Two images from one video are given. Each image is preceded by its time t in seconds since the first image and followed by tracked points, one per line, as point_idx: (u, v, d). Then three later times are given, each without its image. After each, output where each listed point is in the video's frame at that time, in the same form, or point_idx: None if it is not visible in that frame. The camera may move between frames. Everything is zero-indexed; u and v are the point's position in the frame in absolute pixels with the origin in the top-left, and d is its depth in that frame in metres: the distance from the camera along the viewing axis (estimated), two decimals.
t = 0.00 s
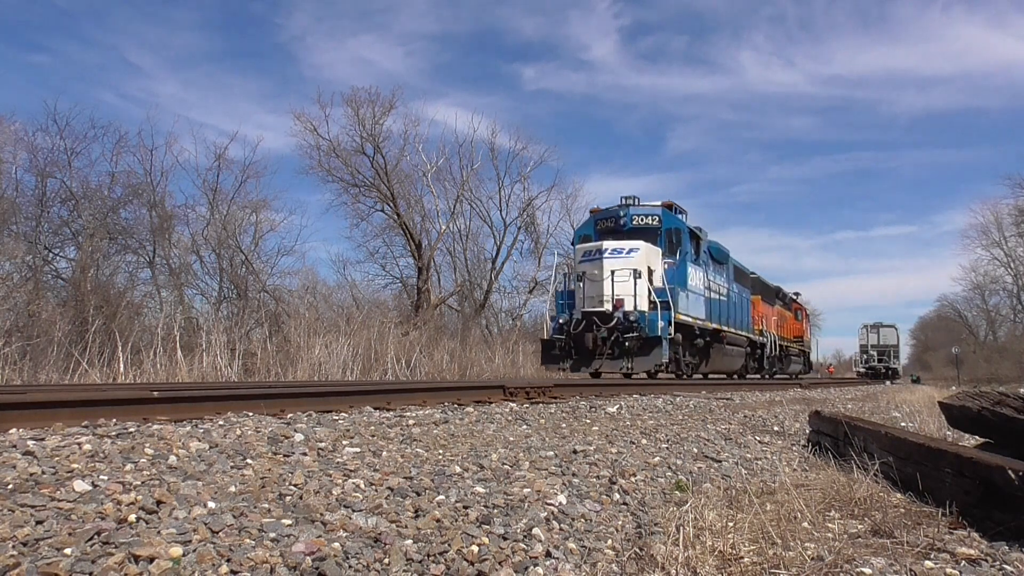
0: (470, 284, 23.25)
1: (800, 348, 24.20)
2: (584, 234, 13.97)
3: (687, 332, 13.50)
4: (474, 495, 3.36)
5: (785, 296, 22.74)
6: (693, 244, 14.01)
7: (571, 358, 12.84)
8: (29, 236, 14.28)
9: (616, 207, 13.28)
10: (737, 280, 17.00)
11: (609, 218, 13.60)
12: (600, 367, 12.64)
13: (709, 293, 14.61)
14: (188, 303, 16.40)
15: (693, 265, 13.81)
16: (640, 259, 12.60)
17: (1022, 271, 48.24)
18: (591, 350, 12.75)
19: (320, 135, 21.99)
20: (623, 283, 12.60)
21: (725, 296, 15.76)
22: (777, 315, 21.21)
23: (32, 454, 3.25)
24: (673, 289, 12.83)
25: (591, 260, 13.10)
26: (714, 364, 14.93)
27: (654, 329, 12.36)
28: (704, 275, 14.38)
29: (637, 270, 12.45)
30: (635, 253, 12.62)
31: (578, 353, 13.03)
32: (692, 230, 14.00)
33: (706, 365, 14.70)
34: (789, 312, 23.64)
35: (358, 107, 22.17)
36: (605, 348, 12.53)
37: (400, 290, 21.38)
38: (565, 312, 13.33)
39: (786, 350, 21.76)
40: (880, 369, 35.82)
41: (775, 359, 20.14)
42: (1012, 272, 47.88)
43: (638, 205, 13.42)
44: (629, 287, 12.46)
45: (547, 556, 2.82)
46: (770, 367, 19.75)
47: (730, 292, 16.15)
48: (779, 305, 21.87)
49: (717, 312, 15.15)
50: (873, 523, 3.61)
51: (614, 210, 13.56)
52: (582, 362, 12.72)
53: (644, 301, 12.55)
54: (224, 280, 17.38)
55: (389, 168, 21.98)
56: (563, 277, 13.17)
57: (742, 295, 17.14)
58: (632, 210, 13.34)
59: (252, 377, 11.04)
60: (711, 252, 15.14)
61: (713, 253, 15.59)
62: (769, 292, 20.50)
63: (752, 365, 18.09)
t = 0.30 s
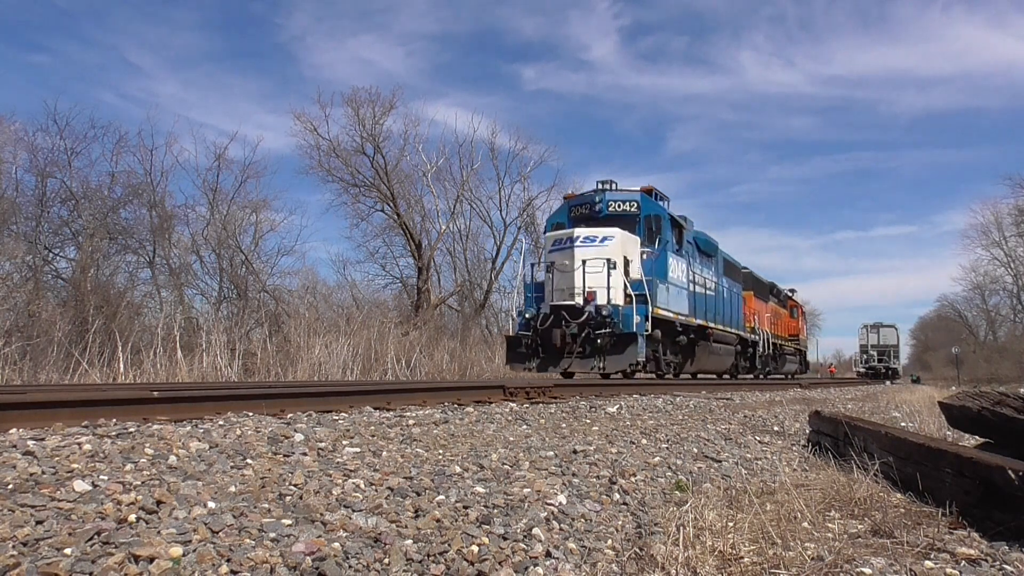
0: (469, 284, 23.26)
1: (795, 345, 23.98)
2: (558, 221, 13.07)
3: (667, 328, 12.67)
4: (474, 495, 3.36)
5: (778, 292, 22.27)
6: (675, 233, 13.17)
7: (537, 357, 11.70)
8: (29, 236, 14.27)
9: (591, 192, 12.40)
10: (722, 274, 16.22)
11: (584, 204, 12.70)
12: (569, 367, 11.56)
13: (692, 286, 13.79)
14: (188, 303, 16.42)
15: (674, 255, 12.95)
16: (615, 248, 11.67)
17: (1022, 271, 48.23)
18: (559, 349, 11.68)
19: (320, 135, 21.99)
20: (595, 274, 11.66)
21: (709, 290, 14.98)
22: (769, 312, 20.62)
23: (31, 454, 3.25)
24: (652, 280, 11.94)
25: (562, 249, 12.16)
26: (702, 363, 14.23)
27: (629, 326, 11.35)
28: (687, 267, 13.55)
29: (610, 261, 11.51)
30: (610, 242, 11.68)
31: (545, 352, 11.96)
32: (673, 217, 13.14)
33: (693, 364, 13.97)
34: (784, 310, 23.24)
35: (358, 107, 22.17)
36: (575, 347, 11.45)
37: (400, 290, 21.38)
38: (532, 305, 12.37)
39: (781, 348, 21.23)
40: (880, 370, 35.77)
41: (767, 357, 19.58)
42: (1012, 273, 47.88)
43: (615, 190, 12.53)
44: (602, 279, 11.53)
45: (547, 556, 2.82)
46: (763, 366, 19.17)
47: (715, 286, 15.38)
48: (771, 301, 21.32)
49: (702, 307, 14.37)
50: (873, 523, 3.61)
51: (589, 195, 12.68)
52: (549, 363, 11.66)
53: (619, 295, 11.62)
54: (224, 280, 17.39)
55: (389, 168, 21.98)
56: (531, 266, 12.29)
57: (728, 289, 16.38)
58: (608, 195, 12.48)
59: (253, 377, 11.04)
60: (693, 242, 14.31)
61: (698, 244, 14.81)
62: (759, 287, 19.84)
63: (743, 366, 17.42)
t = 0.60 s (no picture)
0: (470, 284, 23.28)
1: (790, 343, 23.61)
2: (526, 206, 12.28)
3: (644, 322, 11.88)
4: (474, 495, 3.36)
5: (772, 289, 21.76)
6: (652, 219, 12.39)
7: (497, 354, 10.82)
8: (29, 236, 14.27)
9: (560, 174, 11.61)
10: (710, 266, 15.45)
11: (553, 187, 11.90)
12: (531, 364, 10.76)
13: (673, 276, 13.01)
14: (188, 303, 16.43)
15: (652, 244, 12.14)
16: (583, 235, 10.93)
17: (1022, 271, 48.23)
18: (520, 346, 10.84)
19: (320, 136, 21.99)
20: (561, 262, 10.93)
21: (694, 282, 14.20)
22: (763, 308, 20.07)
23: (32, 454, 3.25)
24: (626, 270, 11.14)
25: (526, 235, 11.43)
26: (685, 361, 13.50)
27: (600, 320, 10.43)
28: (667, 256, 12.74)
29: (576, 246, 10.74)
30: (578, 228, 10.96)
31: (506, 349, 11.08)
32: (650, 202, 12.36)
33: (676, 360, 13.22)
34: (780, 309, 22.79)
35: (358, 107, 22.18)
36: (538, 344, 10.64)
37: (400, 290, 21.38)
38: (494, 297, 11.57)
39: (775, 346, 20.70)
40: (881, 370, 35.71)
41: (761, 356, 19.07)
42: (1012, 272, 47.86)
43: (586, 172, 11.75)
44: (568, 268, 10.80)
45: (548, 556, 2.82)
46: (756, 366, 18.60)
47: (700, 278, 14.62)
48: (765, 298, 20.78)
49: (685, 300, 13.59)
50: (873, 523, 3.61)
51: (558, 178, 11.89)
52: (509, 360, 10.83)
53: (587, 286, 10.86)
54: (224, 280, 17.39)
55: (389, 168, 21.99)
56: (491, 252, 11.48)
57: (716, 281, 15.60)
58: (578, 177, 11.68)
59: (254, 376, 11.05)
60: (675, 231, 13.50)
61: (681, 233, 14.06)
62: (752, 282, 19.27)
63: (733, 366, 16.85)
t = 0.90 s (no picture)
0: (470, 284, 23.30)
1: (785, 342, 23.26)
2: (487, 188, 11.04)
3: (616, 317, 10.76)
4: (474, 495, 3.36)
5: (766, 285, 21.41)
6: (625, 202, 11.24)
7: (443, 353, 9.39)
8: (29, 236, 14.27)
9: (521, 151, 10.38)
10: (692, 257, 14.45)
11: (515, 167, 10.67)
12: (481, 363, 9.34)
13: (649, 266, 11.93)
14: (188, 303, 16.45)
15: (624, 230, 10.99)
16: (543, 219, 9.68)
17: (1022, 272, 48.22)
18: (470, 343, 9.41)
19: (320, 136, 22.00)
20: (517, 249, 9.70)
21: (674, 274, 13.16)
22: (755, 304, 19.57)
23: (31, 454, 3.25)
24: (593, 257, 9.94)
25: (479, 218, 10.15)
26: (666, 359, 12.44)
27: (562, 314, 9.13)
28: (642, 243, 11.62)
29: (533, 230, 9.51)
30: (537, 210, 9.70)
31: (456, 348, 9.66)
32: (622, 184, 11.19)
33: (655, 358, 12.15)
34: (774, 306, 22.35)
35: (358, 107, 22.18)
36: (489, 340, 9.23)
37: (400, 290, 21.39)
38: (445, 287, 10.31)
39: (769, 345, 20.26)
40: (881, 370, 35.65)
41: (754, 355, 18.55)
42: (1012, 273, 47.83)
43: (551, 149, 10.51)
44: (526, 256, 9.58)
45: (547, 556, 2.82)
46: (747, 365, 18.04)
47: (681, 269, 13.59)
48: (758, 294, 20.33)
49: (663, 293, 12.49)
50: (873, 523, 3.61)
51: (520, 156, 10.65)
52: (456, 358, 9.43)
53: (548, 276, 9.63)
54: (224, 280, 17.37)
55: (389, 167, 22.00)
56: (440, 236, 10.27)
57: (699, 273, 14.60)
58: (543, 155, 10.46)
59: (254, 376, 11.07)
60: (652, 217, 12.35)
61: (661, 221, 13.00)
62: (743, 277, 18.75)
63: (723, 365, 16.18)
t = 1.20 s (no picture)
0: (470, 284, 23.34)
1: (780, 340, 22.76)
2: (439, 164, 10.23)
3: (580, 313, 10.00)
4: (474, 495, 3.36)
5: (759, 281, 21.15)
6: (591, 182, 10.39)
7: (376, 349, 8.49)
8: (29, 236, 14.27)
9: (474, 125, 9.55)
10: (670, 248, 13.64)
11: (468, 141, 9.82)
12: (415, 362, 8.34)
13: (620, 254, 11.10)
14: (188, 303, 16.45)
15: (590, 213, 10.16)
16: (489, 199, 8.89)
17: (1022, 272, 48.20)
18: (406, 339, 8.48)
19: (321, 136, 22.01)
20: (462, 233, 8.91)
21: (649, 263, 12.35)
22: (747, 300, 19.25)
23: (31, 454, 3.25)
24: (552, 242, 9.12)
25: (422, 198, 9.38)
26: (644, 357, 11.79)
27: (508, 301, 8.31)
28: (612, 228, 10.79)
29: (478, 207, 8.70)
30: (484, 188, 8.94)
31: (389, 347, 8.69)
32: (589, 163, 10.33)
33: (631, 355, 11.51)
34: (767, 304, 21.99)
35: (358, 107, 22.20)
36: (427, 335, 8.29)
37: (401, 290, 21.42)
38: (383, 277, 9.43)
39: (762, 343, 19.94)
40: (881, 371, 35.59)
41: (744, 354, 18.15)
42: (1012, 273, 47.82)
43: (506, 122, 9.65)
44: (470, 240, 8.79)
45: (547, 556, 2.82)
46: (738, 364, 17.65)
47: (658, 259, 12.79)
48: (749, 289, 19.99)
49: (636, 283, 11.70)
50: (873, 523, 3.61)
51: (472, 130, 9.79)
52: (390, 359, 8.46)
53: (496, 263, 8.81)
54: (224, 280, 17.38)
55: (390, 168, 22.01)
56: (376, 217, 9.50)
57: (678, 265, 13.80)
58: (498, 128, 9.60)
59: (255, 376, 11.10)
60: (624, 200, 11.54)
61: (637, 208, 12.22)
62: (733, 272, 18.40)
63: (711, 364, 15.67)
